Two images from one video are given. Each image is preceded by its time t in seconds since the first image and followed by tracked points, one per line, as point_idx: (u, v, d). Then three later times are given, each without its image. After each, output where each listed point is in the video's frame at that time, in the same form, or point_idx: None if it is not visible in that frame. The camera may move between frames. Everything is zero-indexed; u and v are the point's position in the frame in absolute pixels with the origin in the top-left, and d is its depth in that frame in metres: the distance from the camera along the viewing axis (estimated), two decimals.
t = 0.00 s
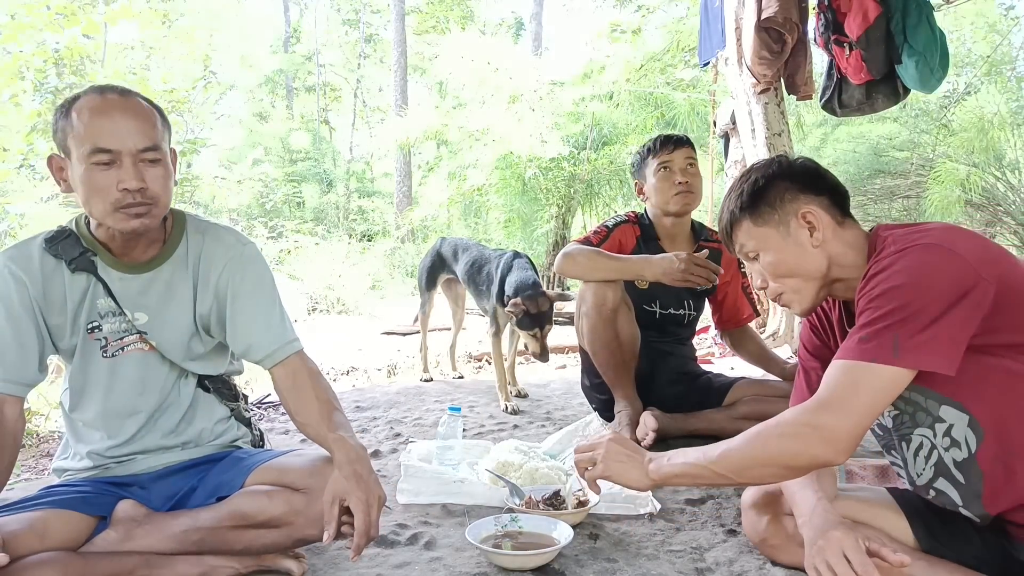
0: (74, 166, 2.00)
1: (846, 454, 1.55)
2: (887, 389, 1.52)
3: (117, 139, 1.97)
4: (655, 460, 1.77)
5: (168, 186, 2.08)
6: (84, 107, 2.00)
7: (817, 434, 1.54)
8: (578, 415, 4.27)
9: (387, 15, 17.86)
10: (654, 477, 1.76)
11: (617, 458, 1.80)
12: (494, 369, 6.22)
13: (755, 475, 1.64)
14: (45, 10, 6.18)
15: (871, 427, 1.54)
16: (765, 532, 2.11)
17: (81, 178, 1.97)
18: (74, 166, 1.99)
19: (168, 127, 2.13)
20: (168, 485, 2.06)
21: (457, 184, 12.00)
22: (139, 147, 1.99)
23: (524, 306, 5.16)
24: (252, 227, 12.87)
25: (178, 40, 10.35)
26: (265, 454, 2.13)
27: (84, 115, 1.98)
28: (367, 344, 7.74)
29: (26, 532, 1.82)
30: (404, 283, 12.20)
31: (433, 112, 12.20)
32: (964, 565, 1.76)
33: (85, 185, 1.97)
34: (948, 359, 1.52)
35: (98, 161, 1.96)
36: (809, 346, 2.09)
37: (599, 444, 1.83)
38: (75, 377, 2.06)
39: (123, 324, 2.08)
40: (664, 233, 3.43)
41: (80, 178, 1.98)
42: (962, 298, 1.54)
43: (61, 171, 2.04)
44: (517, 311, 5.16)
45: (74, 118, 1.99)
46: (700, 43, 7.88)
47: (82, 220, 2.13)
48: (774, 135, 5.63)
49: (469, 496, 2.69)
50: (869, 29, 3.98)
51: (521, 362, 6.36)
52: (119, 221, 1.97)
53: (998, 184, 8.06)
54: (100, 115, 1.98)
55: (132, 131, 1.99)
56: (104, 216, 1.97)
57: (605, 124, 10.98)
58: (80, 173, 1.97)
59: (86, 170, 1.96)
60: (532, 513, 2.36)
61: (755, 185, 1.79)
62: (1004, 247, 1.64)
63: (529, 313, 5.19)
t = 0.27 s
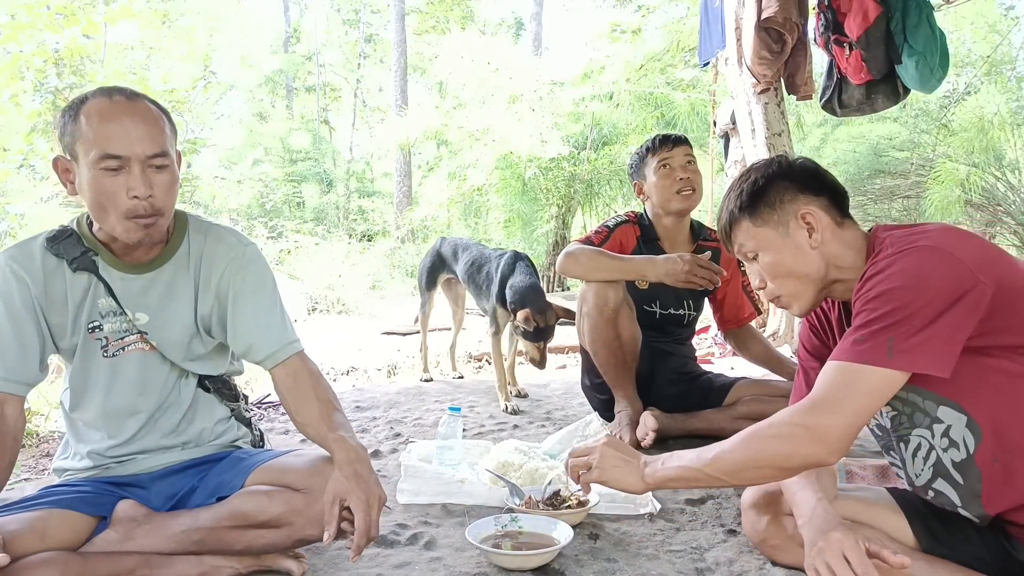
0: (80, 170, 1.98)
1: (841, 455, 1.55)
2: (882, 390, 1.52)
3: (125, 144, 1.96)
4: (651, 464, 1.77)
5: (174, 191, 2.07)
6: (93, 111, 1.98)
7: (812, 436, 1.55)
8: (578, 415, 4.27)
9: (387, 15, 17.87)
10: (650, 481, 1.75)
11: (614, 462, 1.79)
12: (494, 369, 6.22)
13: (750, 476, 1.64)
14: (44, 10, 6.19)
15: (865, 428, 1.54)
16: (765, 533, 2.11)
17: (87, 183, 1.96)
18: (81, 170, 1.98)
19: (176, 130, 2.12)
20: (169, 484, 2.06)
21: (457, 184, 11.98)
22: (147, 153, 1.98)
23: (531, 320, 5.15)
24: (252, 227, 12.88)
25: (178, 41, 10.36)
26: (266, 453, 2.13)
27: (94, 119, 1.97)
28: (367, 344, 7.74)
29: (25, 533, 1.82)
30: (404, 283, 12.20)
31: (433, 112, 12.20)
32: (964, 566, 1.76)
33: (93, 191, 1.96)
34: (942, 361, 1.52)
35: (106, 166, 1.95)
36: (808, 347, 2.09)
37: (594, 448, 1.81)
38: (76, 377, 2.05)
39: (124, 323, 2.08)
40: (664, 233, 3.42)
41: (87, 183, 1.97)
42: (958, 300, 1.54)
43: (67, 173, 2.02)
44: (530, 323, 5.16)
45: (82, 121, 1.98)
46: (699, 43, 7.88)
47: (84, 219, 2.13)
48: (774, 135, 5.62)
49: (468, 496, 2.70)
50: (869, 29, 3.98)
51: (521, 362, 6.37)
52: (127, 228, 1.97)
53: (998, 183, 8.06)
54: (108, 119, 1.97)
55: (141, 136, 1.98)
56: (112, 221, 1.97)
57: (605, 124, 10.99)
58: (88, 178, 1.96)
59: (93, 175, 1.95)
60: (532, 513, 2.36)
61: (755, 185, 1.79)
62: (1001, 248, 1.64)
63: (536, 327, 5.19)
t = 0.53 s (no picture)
0: (80, 172, 1.97)
1: (842, 454, 1.54)
2: (884, 390, 1.51)
3: (126, 148, 1.94)
4: (648, 464, 1.76)
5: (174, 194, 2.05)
6: (93, 113, 1.96)
7: (813, 435, 1.54)
8: (578, 415, 4.26)
9: (387, 14, 17.86)
10: (648, 481, 1.74)
11: (610, 464, 1.78)
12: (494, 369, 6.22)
13: (750, 476, 1.63)
14: (43, 9, 6.18)
15: (867, 427, 1.53)
16: (766, 534, 2.10)
17: (87, 186, 1.95)
18: (81, 172, 1.97)
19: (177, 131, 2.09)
20: (168, 485, 2.05)
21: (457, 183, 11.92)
22: (148, 157, 1.96)
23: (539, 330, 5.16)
24: (252, 227, 12.86)
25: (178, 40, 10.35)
26: (265, 454, 2.11)
27: (95, 122, 1.95)
28: (367, 344, 7.74)
29: (24, 533, 1.81)
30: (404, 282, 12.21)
31: (433, 111, 12.18)
32: (967, 566, 1.74)
33: (93, 194, 1.95)
34: (944, 361, 1.51)
35: (106, 170, 1.94)
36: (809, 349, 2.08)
37: (591, 451, 1.80)
38: (74, 377, 2.04)
39: (123, 324, 2.06)
40: (664, 233, 3.41)
41: (87, 185, 1.95)
42: (960, 299, 1.53)
43: (65, 173, 2.00)
44: (541, 336, 5.16)
45: (82, 123, 1.96)
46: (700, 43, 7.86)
47: (84, 219, 2.12)
48: (774, 134, 5.62)
49: (468, 496, 2.69)
50: (870, 28, 3.97)
51: (521, 362, 6.36)
52: (127, 231, 1.96)
53: (998, 183, 8.05)
54: (109, 122, 1.95)
55: (142, 140, 1.96)
56: (111, 224, 1.96)
57: (605, 124, 10.96)
58: (87, 180, 1.95)
59: (93, 178, 1.94)
60: (532, 513, 2.35)
61: (756, 185, 1.78)
62: (1004, 247, 1.62)
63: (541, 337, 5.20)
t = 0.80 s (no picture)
0: (82, 175, 1.98)
1: (844, 455, 1.55)
2: (886, 389, 1.52)
3: (129, 152, 1.95)
4: (650, 458, 1.78)
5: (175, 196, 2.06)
6: (95, 117, 1.96)
7: (816, 435, 1.54)
8: (578, 415, 4.27)
9: (387, 15, 17.88)
10: (648, 474, 1.77)
11: (611, 459, 1.83)
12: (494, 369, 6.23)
13: (751, 474, 1.64)
14: (44, 10, 6.19)
15: (869, 428, 1.54)
16: (765, 533, 2.11)
17: (89, 189, 1.96)
18: (83, 175, 1.97)
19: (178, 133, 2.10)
20: (169, 485, 2.06)
21: (457, 184, 11.90)
22: (150, 161, 1.96)
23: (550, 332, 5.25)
24: (252, 227, 12.87)
25: (179, 41, 10.35)
26: (266, 454, 2.12)
27: (96, 125, 1.95)
28: (367, 344, 7.75)
29: (26, 533, 1.82)
30: (404, 283, 12.23)
31: (433, 112, 12.18)
32: (964, 566, 1.75)
33: (95, 197, 1.95)
34: (944, 361, 1.51)
35: (109, 174, 1.94)
36: (809, 349, 2.09)
37: (593, 445, 1.87)
38: (75, 377, 2.05)
39: (124, 324, 2.08)
40: (664, 233, 3.42)
41: (89, 189, 1.96)
42: (961, 300, 1.53)
43: (68, 176, 2.01)
44: (554, 336, 5.27)
45: (83, 126, 1.96)
46: (700, 43, 7.86)
47: (85, 220, 2.13)
48: (774, 135, 5.63)
49: (469, 496, 2.69)
50: (869, 29, 3.98)
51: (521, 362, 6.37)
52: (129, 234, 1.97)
53: (998, 183, 8.06)
54: (111, 125, 1.95)
55: (144, 143, 1.96)
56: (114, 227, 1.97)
57: (605, 124, 10.96)
58: (89, 184, 1.95)
59: (94, 181, 1.94)
60: (532, 513, 2.35)
61: (754, 186, 1.78)
62: (1003, 248, 1.63)
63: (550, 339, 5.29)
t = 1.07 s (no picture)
0: (87, 176, 1.96)
1: (841, 454, 1.54)
2: (884, 389, 1.50)
3: (134, 154, 1.93)
4: (646, 462, 1.74)
5: (178, 200, 2.04)
6: (103, 117, 1.95)
7: (814, 434, 1.53)
8: (578, 415, 4.26)
9: (386, 14, 17.86)
10: (645, 478, 1.73)
11: (606, 464, 1.78)
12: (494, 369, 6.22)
13: (748, 474, 1.62)
14: (44, 9, 6.17)
15: (867, 427, 1.52)
16: (766, 534, 2.10)
17: (94, 191, 1.94)
18: (88, 176, 1.95)
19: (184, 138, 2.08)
20: (169, 485, 2.05)
21: (457, 183, 11.87)
22: (156, 163, 1.95)
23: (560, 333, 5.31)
24: (252, 227, 12.86)
25: (178, 40, 10.34)
26: (265, 454, 2.11)
27: (102, 127, 1.94)
28: (367, 343, 7.74)
29: (26, 533, 1.81)
30: (404, 282, 12.24)
31: (433, 111, 12.16)
32: (966, 566, 1.74)
33: (99, 199, 1.94)
34: (944, 361, 1.50)
35: (113, 175, 1.92)
36: (809, 349, 2.07)
37: (587, 452, 1.81)
38: (74, 376, 2.04)
39: (124, 323, 2.06)
40: (664, 234, 3.41)
41: (93, 190, 1.94)
42: (961, 299, 1.53)
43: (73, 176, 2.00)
44: (564, 334, 5.35)
45: (90, 126, 1.94)
46: (700, 43, 7.85)
47: (86, 219, 2.12)
48: (774, 135, 5.62)
49: (469, 496, 2.68)
50: (869, 29, 3.97)
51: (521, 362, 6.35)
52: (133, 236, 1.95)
53: (998, 183, 8.05)
54: (117, 126, 1.94)
55: (150, 146, 1.94)
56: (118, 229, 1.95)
57: (605, 124, 10.95)
58: (94, 185, 1.93)
59: (99, 183, 1.93)
60: (532, 513, 2.34)
61: (755, 184, 1.77)
62: (1004, 247, 1.62)
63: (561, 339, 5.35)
